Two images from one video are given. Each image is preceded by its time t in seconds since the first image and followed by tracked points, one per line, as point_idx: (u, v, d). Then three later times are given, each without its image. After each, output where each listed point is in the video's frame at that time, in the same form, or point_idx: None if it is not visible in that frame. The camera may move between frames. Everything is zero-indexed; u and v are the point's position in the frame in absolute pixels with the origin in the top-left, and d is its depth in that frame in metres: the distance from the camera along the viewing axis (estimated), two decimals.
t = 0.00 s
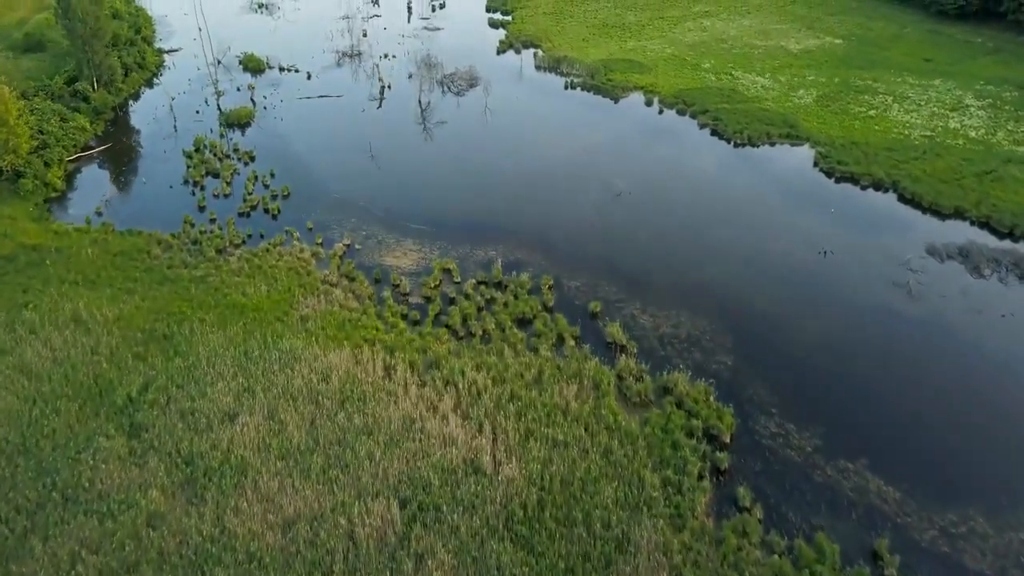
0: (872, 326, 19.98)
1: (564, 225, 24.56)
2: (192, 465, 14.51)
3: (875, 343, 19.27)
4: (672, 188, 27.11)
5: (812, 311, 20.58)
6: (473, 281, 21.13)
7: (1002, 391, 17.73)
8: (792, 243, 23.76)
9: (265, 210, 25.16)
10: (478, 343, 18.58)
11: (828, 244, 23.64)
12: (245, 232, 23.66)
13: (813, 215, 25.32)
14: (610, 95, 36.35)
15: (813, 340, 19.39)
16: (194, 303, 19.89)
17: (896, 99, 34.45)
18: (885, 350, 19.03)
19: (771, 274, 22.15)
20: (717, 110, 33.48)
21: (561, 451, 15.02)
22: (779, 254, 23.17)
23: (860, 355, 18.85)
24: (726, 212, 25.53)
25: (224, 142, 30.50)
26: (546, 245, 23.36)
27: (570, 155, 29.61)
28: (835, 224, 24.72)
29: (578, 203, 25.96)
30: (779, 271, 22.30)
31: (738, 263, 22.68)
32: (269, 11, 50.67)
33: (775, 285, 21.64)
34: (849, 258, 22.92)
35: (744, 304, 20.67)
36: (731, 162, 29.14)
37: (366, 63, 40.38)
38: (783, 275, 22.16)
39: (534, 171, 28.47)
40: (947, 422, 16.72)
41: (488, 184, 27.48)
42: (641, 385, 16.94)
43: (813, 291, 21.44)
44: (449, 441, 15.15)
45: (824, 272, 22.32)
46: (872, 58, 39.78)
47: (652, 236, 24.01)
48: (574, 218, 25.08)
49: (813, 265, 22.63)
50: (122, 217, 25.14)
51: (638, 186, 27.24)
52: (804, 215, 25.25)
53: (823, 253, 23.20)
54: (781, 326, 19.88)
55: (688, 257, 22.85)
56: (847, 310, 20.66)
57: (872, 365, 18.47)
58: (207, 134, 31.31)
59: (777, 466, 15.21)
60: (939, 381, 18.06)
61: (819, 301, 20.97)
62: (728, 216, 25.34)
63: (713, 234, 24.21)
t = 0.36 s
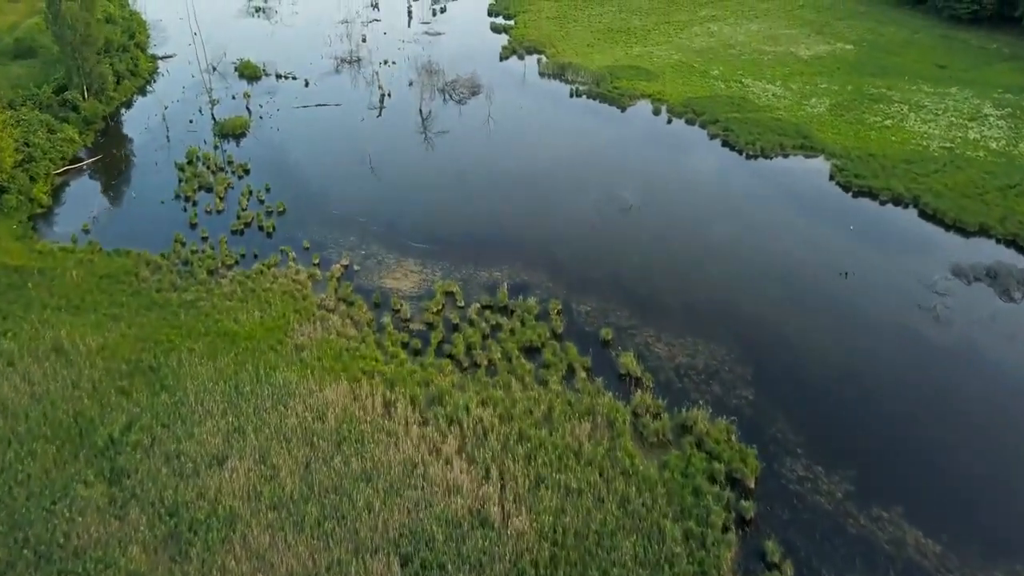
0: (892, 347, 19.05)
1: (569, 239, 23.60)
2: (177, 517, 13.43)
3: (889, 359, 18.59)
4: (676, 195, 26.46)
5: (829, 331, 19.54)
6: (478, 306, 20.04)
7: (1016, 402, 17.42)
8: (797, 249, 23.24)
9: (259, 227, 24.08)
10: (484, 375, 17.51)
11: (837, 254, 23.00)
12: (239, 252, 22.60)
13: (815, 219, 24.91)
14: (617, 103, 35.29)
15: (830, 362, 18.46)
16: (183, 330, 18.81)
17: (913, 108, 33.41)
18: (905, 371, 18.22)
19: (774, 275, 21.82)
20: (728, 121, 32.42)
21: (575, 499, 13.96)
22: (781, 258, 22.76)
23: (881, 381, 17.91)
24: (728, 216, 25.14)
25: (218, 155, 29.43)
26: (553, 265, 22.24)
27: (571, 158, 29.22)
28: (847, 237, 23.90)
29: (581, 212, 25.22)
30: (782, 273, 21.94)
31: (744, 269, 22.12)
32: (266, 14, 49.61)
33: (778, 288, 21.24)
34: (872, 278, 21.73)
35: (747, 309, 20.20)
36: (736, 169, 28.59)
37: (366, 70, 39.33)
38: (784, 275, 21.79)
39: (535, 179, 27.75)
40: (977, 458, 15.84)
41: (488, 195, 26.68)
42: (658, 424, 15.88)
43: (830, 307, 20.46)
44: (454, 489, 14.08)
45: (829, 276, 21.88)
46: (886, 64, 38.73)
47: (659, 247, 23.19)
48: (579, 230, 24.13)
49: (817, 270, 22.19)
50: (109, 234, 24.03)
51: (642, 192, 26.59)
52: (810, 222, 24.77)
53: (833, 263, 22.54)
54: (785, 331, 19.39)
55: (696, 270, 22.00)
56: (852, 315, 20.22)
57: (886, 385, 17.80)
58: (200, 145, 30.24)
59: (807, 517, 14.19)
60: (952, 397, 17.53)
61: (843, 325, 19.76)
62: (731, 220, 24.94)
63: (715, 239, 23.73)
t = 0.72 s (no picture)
0: (925, 386, 17.86)
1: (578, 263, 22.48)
2: None
3: (920, 396, 17.55)
4: (689, 214, 25.40)
5: (857, 366, 18.40)
6: (484, 336, 18.83)
7: None
8: (808, 264, 22.83)
9: (253, 248, 22.86)
10: (492, 415, 16.31)
11: (859, 278, 22.03)
12: (230, 275, 21.39)
13: (818, 226, 24.88)
14: (625, 113, 34.10)
15: (861, 400, 17.31)
16: (169, 365, 17.61)
17: (932, 118, 32.25)
18: (940, 413, 17.06)
19: (771, 275, 22.18)
20: (741, 132, 31.22)
21: (592, 564, 12.76)
22: (786, 268, 22.65)
23: (916, 423, 16.77)
24: (735, 227, 24.75)
25: (211, 169, 28.24)
26: (563, 290, 21.08)
27: (578, 174, 28.25)
28: (869, 262, 22.84)
29: (591, 234, 24.09)
30: (780, 273, 22.31)
31: (760, 294, 21.22)
32: (263, 19, 48.47)
33: (777, 290, 21.46)
34: (900, 308, 20.60)
35: (755, 325, 19.83)
36: (750, 185, 27.53)
37: (366, 78, 38.17)
38: (778, 273, 22.37)
39: (542, 197, 26.65)
40: None
41: (493, 214, 25.49)
42: (681, 474, 14.67)
43: (856, 338, 19.35)
44: (461, 552, 12.85)
45: (833, 284, 21.81)
46: (901, 72, 37.58)
47: (673, 272, 22.09)
48: (589, 254, 22.94)
49: (822, 280, 22.04)
50: (94, 256, 22.81)
51: (654, 212, 25.49)
52: (825, 241, 24.03)
53: (855, 288, 21.53)
54: (783, 331, 19.63)
55: (713, 298, 20.94)
56: (859, 324, 20.00)
57: (918, 423, 16.79)
58: (193, 159, 29.05)
59: None
60: (995, 442, 16.32)
61: (872, 359, 18.61)
62: (741, 235, 24.32)
63: (719, 246, 23.66)
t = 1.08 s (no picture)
0: (968, 425, 16.64)
1: (590, 288, 21.29)
2: None
3: (960, 434, 16.39)
4: (704, 236, 24.37)
5: (893, 403, 17.20)
6: (490, 370, 17.60)
7: None
8: (828, 284, 22.00)
9: (245, 271, 21.65)
10: (501, 463, 15.11)
11: (886, 303, 21.02)
12: (221, 302, 20.20)
13: (832, 241, 24.22)
14: (633, 123, 32.92)
15: (900, 443, 16.08)
16: (154, 404, 16.39)
17: (953, 129, 31.05)
18: (988, 456, 15.83)
19: (787, 294, 21.36)
20: (755, 145, 29.99)
21: None
22: (804, 284, 21.90)
23: (961, 468, 15.55)
24: (749, 244, 23.98)
25: (203, 185, 27.03)
26: (574, 318, 19.87)
27: (587, 190, 27.24)
28: (897, 287, 21.79)
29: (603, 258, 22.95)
30: (795, 292, 21.51)
31: (784, 320, 20.13)
32: (259, 24, 47.26)
33: (792, 304, 20.84)
34: (933, 337, 19.43)
35: (774, 349, 18.95)
36: (768, 203, 26.42)
37: (365, 86, 36.95)
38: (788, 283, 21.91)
39: (550, 215, 25.50)
40: None
41: (500, 234, 24.26)
42: (708, 533, 13.46)
43: (888, 372, 18.18)
44: None
45: (851, 301, 21.13)
46: (919, 79, 36.35)
47: (691, 297, 20.94)
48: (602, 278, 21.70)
49: (840, 296, 21.35)
50: (78, 280, 21.59)
51: (668, 232, 24.43)
52: (845, 262, 23.15)
53: (883, 314, 20.50)
54: (799, 348, 18.98)
55: (735, 327, 19.75)
56: (881, 344, 19.22)
57: (960, 465, 15.64)
58: (185, 174, 27.84)
59: None
60: None
61: (906, 395, 17.43)
62: (756, 254, 23.52)
63: (733, 263, 22.93)
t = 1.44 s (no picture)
0: (1015, 474, 15.48)
1: (602, 315, 20.06)
2: None
3: (1007, 483, 15.24)
4: (723, 256, 23.13)
5: (933, 448, 16.02)
6: (498, 411, 16.37)
7: None
8: (855, 308, 20.82)
9: (237, 297, 20.45)
10: (512, 518, 13.92)
11: (919, 331, 19.82)
12: (211, 333, 19.00)
13: (855, 262, 23.08)
14: (643, 134, 31.72)
15: (944, 494, 14.92)
16: (136, 450, 15.17)
17: (977, 141, 29.86)
18: None
19: (811, 319, 20.21)
20: (771, 160, 28.80)
21: None
22: (829, 308, 20.75)
23: (1010, 522, 14.43)
24: (769, 264, 22.80)
25: (195, 202, 25.80)
26: (586, 350, 18.64)
27: (600, 210, 25.95)
28: (929, 314, 20.62)
29: (617, 282, 21.68)
30: (820, 317, 20.33)
31: (813, 352, 18.89)
32: (256, 29, 46.09)
33: (816, 329, 19.75)
34: (970, 371, 18.27)
35: (800, 382, 17.79)
36: (788, 223, 25.21)
37: (364, 95, 35.79)
38: (812, 307, 20.80)
39: (559, 235, 24.27)
40: None
41: (506, 255, 23.05)
42: None
43: (925, 410, 17.04)
44: None
45: (878, 326, 20.04)
46: (938, 87, 35.16)
47: (712, 326, 19.71)
48: (616, 305, 20.42)
49: (867, 321, 20.20)
50: (59, 306, 20.36)
51: (685, 253, 23.18)
52: (871, 284, 21.98)
53: (917, 343, 19.30)
54: (828, 382, 17.81)
55: (759, 359, 18.51)
56: (915, 376, 18.09)
57: (1009, 519, 14.48)
58: (176, 190, 26.63)
59: None
60: None
61: (946, 437, 16.28)
62: (776, 275, 22.33)
63: (752, 286, 21.71)
